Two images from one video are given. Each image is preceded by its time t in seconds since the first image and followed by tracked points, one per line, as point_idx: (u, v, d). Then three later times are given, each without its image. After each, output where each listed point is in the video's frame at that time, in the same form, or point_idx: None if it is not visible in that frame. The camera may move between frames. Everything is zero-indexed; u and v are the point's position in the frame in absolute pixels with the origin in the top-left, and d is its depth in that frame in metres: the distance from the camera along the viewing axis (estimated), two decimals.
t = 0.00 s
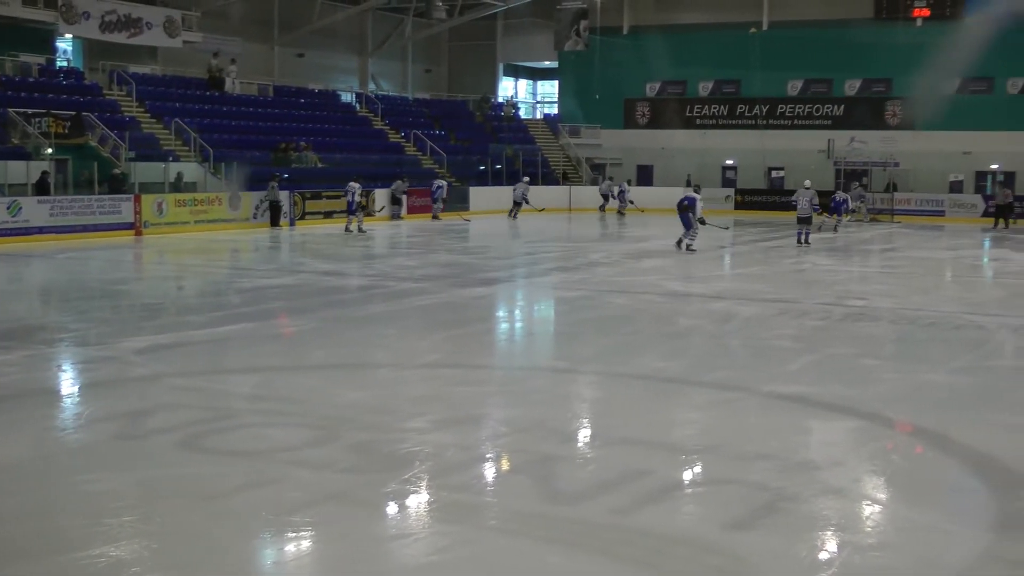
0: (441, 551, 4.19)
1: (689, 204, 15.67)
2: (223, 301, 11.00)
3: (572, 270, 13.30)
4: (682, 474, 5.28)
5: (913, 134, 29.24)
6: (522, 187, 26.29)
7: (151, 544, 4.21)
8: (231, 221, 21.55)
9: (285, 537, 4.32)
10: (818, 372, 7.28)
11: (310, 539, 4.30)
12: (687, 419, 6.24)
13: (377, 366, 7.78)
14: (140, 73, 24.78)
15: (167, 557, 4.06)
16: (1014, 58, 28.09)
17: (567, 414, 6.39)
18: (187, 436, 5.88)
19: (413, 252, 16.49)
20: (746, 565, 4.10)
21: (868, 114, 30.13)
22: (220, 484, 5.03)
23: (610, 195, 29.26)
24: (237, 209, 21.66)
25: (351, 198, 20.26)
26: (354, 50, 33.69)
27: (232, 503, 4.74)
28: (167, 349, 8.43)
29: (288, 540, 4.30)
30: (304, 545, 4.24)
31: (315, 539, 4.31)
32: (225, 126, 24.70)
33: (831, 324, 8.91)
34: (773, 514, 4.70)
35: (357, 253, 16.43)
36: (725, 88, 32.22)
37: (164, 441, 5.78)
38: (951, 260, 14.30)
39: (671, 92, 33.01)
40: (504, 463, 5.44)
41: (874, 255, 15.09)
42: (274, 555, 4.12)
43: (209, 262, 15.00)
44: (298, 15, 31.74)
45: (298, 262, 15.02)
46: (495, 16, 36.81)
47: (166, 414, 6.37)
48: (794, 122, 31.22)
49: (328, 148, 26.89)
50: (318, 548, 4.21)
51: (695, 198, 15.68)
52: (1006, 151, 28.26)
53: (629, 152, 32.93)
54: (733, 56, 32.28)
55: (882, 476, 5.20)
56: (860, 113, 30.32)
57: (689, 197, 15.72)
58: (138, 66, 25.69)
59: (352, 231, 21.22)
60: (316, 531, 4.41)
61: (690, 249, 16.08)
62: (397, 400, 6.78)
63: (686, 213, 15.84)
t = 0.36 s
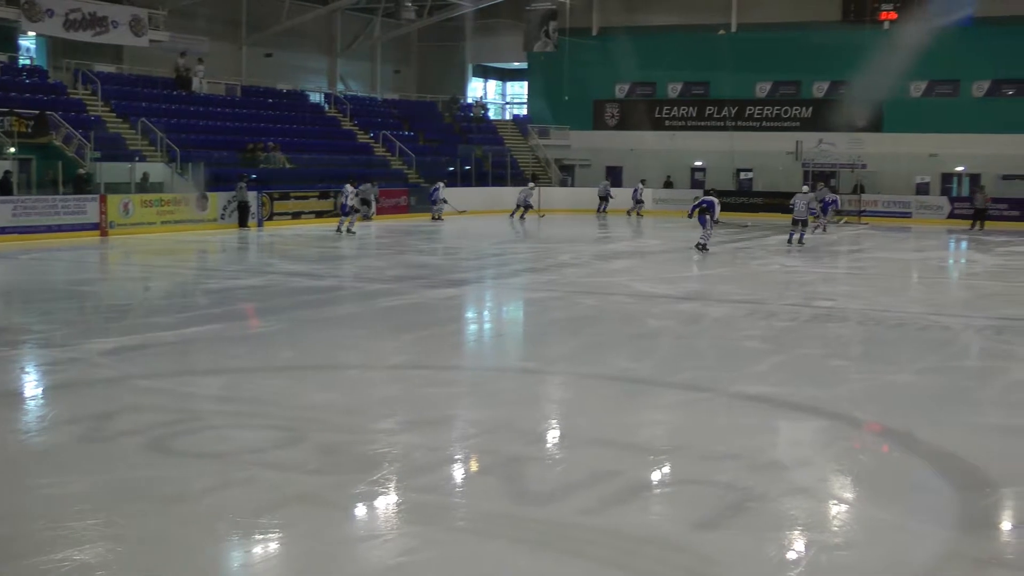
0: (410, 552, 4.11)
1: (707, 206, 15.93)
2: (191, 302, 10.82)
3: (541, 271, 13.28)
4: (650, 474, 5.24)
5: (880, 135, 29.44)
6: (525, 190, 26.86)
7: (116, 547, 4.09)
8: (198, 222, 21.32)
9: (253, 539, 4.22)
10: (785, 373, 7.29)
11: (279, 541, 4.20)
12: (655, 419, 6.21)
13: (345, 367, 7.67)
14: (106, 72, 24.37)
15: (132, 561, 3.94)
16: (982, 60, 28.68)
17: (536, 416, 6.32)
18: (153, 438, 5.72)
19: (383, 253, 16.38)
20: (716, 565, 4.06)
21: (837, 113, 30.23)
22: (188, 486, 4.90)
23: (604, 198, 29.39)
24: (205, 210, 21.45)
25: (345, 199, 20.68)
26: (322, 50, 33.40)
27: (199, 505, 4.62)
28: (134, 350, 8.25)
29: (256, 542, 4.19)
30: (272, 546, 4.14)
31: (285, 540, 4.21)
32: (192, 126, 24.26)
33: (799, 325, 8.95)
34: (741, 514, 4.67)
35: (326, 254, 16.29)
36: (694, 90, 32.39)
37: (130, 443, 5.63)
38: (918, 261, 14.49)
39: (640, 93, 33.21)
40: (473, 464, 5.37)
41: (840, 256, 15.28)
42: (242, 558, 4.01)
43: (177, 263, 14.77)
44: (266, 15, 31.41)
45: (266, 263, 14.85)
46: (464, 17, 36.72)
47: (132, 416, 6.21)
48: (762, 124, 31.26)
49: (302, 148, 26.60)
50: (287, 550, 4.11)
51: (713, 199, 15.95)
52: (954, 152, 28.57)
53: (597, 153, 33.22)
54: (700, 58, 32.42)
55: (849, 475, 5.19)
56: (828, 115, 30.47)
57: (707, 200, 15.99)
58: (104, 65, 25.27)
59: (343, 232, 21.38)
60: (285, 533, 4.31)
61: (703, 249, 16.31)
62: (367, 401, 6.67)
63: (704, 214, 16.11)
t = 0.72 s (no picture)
0: (341, 554, 3.92)
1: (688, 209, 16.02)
2: (117, 304, 10.36)
3: (474, 271, 13.13)
4: (582, 475, 5.13)
5: (811, 137, 30.09)
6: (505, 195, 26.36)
7: (36, 554, 3.82)
8: (125, 222, 20.45)
9: (181, 544, 3.97)
10: (715, 372, 7.23)
11: (208, 545, 3.96)
12: (586, 420, 6.10)
13: (275, 368, 7.40)
14: (29, 69, 23.52)
15: (48, 569, 3.67)
16: (908, 65, 29.31)
17: (469, 417, 6.16)
18: (80, 442, 5.40)
19: (316, 253, 16.02)
20: (650, 566, 3.97)
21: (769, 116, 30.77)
22: (113, 490, 4.62)
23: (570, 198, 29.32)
24: (132, 209, 20.59)
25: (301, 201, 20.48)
26: (253, 49, 32.57)
27: (125, 509, 4.35)
28: (55, 353, 7.81)
29: (183, 546, 3.95)
30: (200, 550, 3.90)
31: (213, 544, 3.97)
32: (120, 125, 23.40)
33: (730, 325, 8.98)
34: (671, 514, 4.59)
35: (258, 255, 15.85)
36: (627, 91, 32.52)
37: (51, 447, 5.28)
38: (847, 262, 14.80)
39: (573, 95, 33.21)
40: (404, 466, 5.18)
41: (770, 257, 15.52)
42: (169, 562, 3.78)
43: (102, 264, 14.17)
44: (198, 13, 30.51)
45: (196, 264, 14.37)
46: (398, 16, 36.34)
47: (56, 419, 5.85)
48: (695, 125, 31.49)
49: (233, 148, 25.86)
50: (216, 554, 3.88)
51: (695, 203, 16.06)
52: (886, 155, 29.32)
53: (531, 154, 33.32)
54: (632, 59, 32.53)
55: (780, 473, 5.14)
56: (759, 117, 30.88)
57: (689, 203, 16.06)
58: (26, 62, 24.37)
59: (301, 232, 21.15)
60: (213, 536, 4.07)
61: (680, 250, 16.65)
62: (300, 403, 6.43)
63: (683, 216, 16.21)
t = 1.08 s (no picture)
0: (240, 560, 3.73)
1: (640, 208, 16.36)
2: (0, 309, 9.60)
3: (373, 273, 12.79)
4: (483, 476, 4.99)
5: (707, 137, 30.91)
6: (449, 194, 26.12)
7: None
8: (13, 226, 19.09)
9: (72, 554, 3.74)
10: (614, 370, 7.09)
11: (102, 554, 3.74)
12: (488, 421, 5.91)
13: (171, 373, 6.95)
14: None
15: None
16: (804, 66, 30.24)
17: (369, 420, 5.91)
18: None
19: (210, 256, 15.34)
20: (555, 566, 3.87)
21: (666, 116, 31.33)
22: None
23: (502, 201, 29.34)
24: (19, 212, 19.25)
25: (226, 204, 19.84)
26: (145, 49, 31.03)
27: (10, 522, 4.05)
28: None
29: (75, 557, 3.72)
30: (93, 561, 3.67)
31: (106, 555, 3.73)
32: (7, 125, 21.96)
33: (629, 325, 8.96)
34: (571, 513, 4.50)
35: (150, 258, 15.05)
36: (525, 92, 32.80)
37: None
38: (742, 261, 15.13)
39: (472, 95, 33.30)
40: (304, 470, 4.91)
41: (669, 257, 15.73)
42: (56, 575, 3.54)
43: None
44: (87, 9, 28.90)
45: (84, 268, 13.52)
46: (293, 17, 35.34)
47: None
48: (593, 126, 31.93)
49: (120, 149, 24.31)
50: (109, 566, 3.64)
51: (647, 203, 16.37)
52: (778, 155, 30.03)
53: (430, 155, 33.05)
54: (531, 59, 32.74)
55: (679, 471, 5.10)
56: (656, 117, 31.53)
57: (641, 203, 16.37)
58: None
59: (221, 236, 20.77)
60: (106, 547, 3.82)
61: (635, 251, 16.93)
62: (194, 408, 6.03)
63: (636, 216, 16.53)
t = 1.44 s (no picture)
0: (133, 566, 3.70)
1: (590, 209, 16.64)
2: None
3: (267, 274, 12.36)
4: (380, 477, 4.86)
5: (602, 138, 31.19)
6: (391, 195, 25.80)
7: None
8: None
9: None
10: (510, 370, 6.91)
11: None
12: (385, 421, 5.69)
13: (59, 377, 6.43)
14: None
15: None
16: (696, 68, 30.78)
17: (262, 420, 5.65)
18: None
19: (96, 257, 14.54)
20: (451, 567, 3.80)
21: (561, 117, 31.36)
22: None
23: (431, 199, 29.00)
24: None
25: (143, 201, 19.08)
26: (31, 45, 29.20)
27: None
28: None
29: None
30: None
31: None
32: None
33: (525, 325, 8.85)
34: (468, 514, 4.41)
35: (32, 259, 14.13)
36: (420, 92, 32.48)
37: None
38: (637, 262, 15.32)
39: (367, 95, 32.81)
40: (198, 472, 4.82)
41: (567, 258, 15.81)
42: None
43: None
44: None
45: None
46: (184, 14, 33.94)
47: None
48: (489, 126, 31.80)
49: (6, 148, 23.05)
50: None
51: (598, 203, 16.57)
52: (678, 155, 30.47)
53: (323, 155, 31.95)
54: (425, 59, 32.51)
55: (576, 471, 5.02)
56: (552, 117, 31.54)
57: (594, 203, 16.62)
58: None
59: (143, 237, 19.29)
60: None
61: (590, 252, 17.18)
62: (81, 411, 5.71)
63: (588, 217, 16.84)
